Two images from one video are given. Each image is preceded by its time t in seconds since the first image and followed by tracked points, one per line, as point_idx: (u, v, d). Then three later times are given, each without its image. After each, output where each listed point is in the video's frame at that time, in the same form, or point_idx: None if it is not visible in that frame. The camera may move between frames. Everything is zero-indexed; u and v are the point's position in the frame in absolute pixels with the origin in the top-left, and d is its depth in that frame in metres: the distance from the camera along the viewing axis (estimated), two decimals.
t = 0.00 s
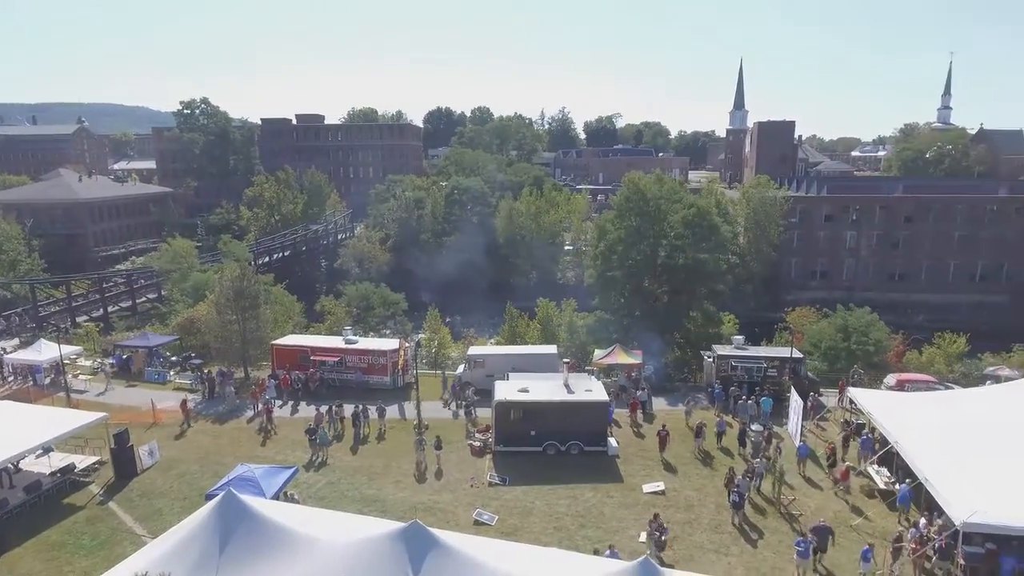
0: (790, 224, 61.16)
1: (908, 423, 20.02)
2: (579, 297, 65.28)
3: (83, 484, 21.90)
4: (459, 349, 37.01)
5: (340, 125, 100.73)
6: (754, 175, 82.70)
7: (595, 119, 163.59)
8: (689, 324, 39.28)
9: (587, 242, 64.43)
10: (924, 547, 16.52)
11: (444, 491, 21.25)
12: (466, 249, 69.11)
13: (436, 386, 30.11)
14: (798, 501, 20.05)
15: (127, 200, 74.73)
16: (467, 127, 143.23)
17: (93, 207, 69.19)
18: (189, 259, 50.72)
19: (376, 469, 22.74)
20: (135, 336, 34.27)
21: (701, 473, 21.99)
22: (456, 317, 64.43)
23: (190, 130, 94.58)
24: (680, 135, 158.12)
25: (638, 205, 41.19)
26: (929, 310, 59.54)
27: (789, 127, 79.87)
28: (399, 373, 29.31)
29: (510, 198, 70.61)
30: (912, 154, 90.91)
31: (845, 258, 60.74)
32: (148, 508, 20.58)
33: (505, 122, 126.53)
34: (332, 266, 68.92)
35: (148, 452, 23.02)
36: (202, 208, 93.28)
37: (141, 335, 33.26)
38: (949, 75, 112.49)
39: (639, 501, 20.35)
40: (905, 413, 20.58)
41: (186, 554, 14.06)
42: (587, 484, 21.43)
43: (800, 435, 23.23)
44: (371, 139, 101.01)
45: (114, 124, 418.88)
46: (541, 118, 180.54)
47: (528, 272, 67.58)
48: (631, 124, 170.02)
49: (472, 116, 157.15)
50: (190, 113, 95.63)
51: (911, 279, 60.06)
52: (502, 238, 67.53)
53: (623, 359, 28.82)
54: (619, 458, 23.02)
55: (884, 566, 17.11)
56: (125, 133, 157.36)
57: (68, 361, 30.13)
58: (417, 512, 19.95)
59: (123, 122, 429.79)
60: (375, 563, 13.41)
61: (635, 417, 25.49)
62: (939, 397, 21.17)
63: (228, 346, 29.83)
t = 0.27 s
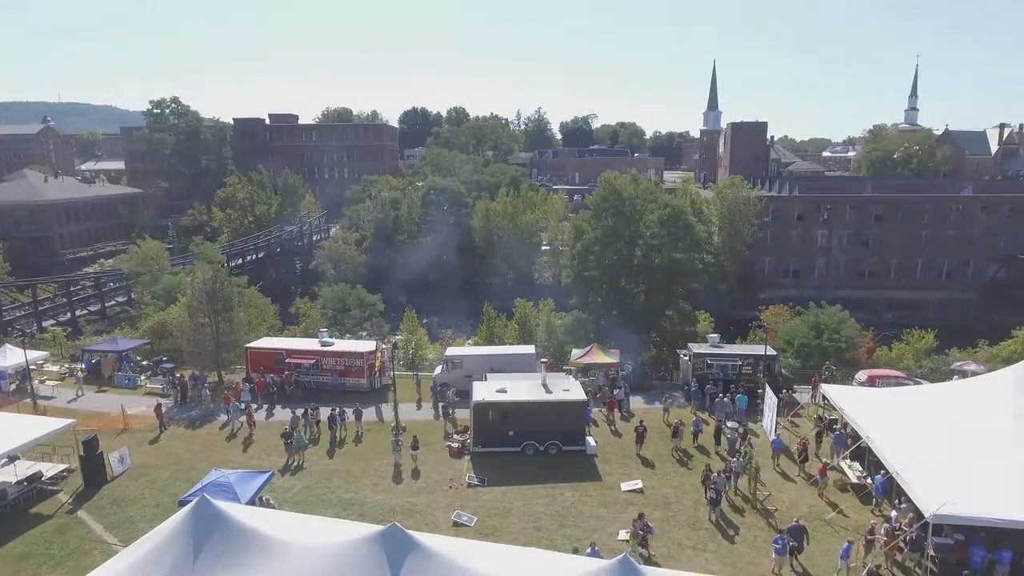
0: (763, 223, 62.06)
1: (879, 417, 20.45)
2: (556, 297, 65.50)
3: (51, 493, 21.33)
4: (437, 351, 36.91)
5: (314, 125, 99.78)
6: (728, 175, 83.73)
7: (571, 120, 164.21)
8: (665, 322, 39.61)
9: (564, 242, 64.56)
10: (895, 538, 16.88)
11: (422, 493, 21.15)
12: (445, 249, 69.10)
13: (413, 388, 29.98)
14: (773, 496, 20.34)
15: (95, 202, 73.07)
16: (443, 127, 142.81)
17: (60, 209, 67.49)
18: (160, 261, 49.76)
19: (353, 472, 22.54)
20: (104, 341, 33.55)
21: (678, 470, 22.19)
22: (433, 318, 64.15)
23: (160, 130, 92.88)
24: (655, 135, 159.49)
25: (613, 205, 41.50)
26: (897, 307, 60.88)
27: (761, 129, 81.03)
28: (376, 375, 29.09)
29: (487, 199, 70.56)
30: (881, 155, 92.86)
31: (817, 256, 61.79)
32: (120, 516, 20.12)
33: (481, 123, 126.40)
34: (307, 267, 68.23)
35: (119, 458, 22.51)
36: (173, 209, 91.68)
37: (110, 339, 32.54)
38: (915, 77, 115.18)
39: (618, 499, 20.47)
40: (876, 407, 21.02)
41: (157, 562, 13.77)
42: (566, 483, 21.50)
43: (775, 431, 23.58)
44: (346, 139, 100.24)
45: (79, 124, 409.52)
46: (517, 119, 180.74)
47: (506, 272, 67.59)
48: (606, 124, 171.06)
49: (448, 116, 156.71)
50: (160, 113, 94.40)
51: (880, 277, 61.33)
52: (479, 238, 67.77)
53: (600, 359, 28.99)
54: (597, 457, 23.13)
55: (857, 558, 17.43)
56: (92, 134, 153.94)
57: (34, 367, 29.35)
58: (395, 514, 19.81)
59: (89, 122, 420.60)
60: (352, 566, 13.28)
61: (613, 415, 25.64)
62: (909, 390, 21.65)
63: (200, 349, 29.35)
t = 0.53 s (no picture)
0: (742, 223, 62.70)
1: (857, 413, 20.82)
2: (538, 297, 65.51)
3: (23, 501, 20.84)
4: (418, 352, 36.75)
5: (292, 125, 98.84)
6: (707, 175, 84.46)
7: (551, 120, 164.52)
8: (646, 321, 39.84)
9: (546, 242, 64.66)
10: (874, 533, 17.18)
11: (404, 495, 21.03)
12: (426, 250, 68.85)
13: (395, 389, 29.82)
14: (754, 493, 20.55)
15: (68, 203, 71.62)
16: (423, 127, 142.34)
17: (30, 211, 66.04)
18: (135, 264, 48.91)
19: (334, 475, 22.35)
20: (77, 345, 32.88)
21: (660, 468, 22.34)
22: (415, 319, 63.87)
23: (134, 130, 91.34)
24: (634, 136, 160.43)
25: (594, 205, 41.69)
26: (873, 304, 61.88)
27: (740, 129, 81.84)
28: (357, 377, 28.90)
29: (467, 199, 70.39)
30: (856, 155, 94.35)
31: (794, 255, 62.58)
32: (95, 523, 19.72)
33: (461, 123, 126.14)
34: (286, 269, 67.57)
35: (94, 464, 22.07)
36: (148, 210, 90.21)
37: (84, 343, 31.91)
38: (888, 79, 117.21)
39: (600, 498, 20.54)
40: (854, 403, 21.40)
41: (133, 570, 13.51)
42: (549, 483, 21.53)
43: (755, 429, 23.84)
44: (325, 139, 99.45)
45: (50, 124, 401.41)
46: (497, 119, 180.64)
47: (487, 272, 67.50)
48: (586, 125, 171.71)
49: (428, 117, 156.20)
50: (135, 113, 93.07)
51: (856, 275, 62.27)
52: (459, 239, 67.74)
53: (581, 358, 29.08)
54: (580, 457, 23.19)
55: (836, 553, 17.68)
56: (65, 134, 151.03)
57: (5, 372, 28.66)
58: (377, 517, 19.67)
59: (60, 121, 412.33)
60: (335, 569, 13.18)
61: (595, 415, 25.74)
62: (885, 386, 22.08)
63: (177, 352, 28.93)
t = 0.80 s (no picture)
0: (723, 222, 63.22)
1: (838, 411, 21.10)
2: (521, 297, 65.55)
3: None
4: (401, 353, 36.60)
5: (273, 125, 98.27)
6: (689, 175, 85.13)
7: (533, 120, 164.74)
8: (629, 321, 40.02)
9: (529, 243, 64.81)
10: (854, 528, 17.43)
11: (389, 497, 20.91)
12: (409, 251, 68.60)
13: (379, 391, 29.64)
14: (737, 490, 20.75)
15: (42, 204, 70.28)
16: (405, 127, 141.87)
17: (4, 212, 64.68)
18: (112, 266, 48.14)
19: (317, 477, 22.15)
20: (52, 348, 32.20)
21: (644, 467, 22.45)
22: (398, 320, 63.66)
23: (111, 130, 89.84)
24: (616, 136, 161.26)
25: (577, 205, 41.86)
26: (852, 303, 62.80)
27: (720, 130, 82.56)
28: (340, 379, 28.69)
29: (450, 200, 70.22)
30: (833, 155, 95.75)
31: (774, 254, 63.31)
32: (72, 530, 19.33)
33: (443, 123, 125.86)
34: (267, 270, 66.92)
35: (70, 470, 21.65)
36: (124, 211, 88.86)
37: (60, 347, 31.30)
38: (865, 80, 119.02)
39: (585, 498, 20.60)
40: (835, 401, 21.71)
41: None
42: (533, 483, 21.54)
43: (738, 427, 24.07)
44: (307, 139, 98.99)
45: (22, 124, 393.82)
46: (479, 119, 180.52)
47: (470, 272, 67.42)
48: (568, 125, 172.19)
49: (409, 117, 155.68)
50: (111, 112, 90.73)
51: (835, 274, 63.11)
52: (442, 240, 67.61)
53: (565, 358, 29.13)
54: (564, 456, 23.23)
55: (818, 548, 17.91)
56: (39, 135, 148.27)
57: None
58: (362, 520, 19.51)
59: (31, 120, 404.25)
60: (320, 572, 13.07)
61: (579, 414, 25.81)
62: (865, 383, 22.41)
63: (156, 355, 28.52)
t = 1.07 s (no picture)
0: (702, 222, 63.75)
1: (817, 408, 21.40)
2: (503, 296, 65.56)
3: None
4: (382, 354, 36.38)
5: (249, 124, 97.35)
6: (668, 175, 85.74)
7: (513, 121, 164.69)
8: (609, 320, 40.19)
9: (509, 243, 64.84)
10: (833, 523, 17.66)
11: (371, 500, 20.75)
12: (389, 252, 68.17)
13: (360, 393, 29.42)
14: (717, 487, 20.95)
15: (12, 205, 68.70)
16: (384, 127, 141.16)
17: None
18: (85, 268, 47.21)
19: (297, 481, 21.92)
20: (23, 352, 31.49)
21: (626, 465, 22.57)
22: (378, 322, 63.30)
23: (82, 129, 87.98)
24: (595, 136, 161.91)
25: (557, 205, 41.98)
26: (828, 301, 63.77)
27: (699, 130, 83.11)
28: (320, 381, 28.42)
29: (430, 200, 69.89)
30: (810, 155, 97.14)
31: (752, 253, 64.06)
32: (45, 539, 18.89)
33: (423, 123, 125.35)
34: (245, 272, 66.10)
35: (43, 477, 21.17)
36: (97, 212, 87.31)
37: (31, 351, 30.61)
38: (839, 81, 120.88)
39: (567, 497, 20.64)
40: (812, 397, 22.06)
41: None
42: (516, 483, 21.54)
43: (718, 424, 24.29)
44: (283, 139, 98.62)
45: None
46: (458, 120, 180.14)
47: (451, 272, 67.20)
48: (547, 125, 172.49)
49: (388, 117, 154.87)
50: (83, 111, 88.54)
51: (812, 272, 64.00)
52: (423, 240, 67.29)
53: (547, 357, 29.14)
54: (547, 456, 23.26)
55: (798, 543, 18.15)
56: (9, 135, 145.01)
57: None
58: (344, 523, 19.33)
59: None
60: None
61: (561, 414, 25.88)
62: (841, 380, 22.79)
63: (131, 358, 28.02)
